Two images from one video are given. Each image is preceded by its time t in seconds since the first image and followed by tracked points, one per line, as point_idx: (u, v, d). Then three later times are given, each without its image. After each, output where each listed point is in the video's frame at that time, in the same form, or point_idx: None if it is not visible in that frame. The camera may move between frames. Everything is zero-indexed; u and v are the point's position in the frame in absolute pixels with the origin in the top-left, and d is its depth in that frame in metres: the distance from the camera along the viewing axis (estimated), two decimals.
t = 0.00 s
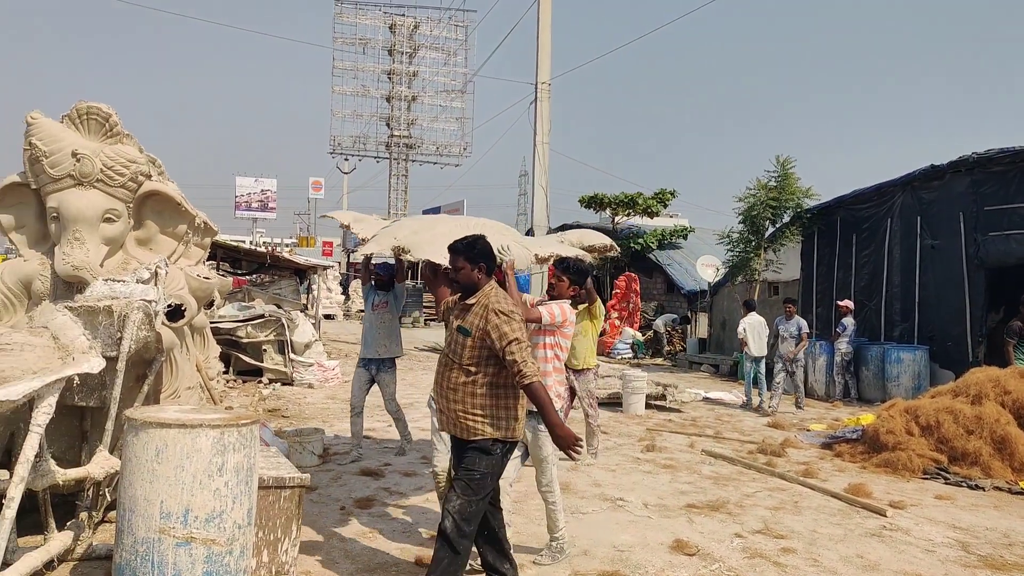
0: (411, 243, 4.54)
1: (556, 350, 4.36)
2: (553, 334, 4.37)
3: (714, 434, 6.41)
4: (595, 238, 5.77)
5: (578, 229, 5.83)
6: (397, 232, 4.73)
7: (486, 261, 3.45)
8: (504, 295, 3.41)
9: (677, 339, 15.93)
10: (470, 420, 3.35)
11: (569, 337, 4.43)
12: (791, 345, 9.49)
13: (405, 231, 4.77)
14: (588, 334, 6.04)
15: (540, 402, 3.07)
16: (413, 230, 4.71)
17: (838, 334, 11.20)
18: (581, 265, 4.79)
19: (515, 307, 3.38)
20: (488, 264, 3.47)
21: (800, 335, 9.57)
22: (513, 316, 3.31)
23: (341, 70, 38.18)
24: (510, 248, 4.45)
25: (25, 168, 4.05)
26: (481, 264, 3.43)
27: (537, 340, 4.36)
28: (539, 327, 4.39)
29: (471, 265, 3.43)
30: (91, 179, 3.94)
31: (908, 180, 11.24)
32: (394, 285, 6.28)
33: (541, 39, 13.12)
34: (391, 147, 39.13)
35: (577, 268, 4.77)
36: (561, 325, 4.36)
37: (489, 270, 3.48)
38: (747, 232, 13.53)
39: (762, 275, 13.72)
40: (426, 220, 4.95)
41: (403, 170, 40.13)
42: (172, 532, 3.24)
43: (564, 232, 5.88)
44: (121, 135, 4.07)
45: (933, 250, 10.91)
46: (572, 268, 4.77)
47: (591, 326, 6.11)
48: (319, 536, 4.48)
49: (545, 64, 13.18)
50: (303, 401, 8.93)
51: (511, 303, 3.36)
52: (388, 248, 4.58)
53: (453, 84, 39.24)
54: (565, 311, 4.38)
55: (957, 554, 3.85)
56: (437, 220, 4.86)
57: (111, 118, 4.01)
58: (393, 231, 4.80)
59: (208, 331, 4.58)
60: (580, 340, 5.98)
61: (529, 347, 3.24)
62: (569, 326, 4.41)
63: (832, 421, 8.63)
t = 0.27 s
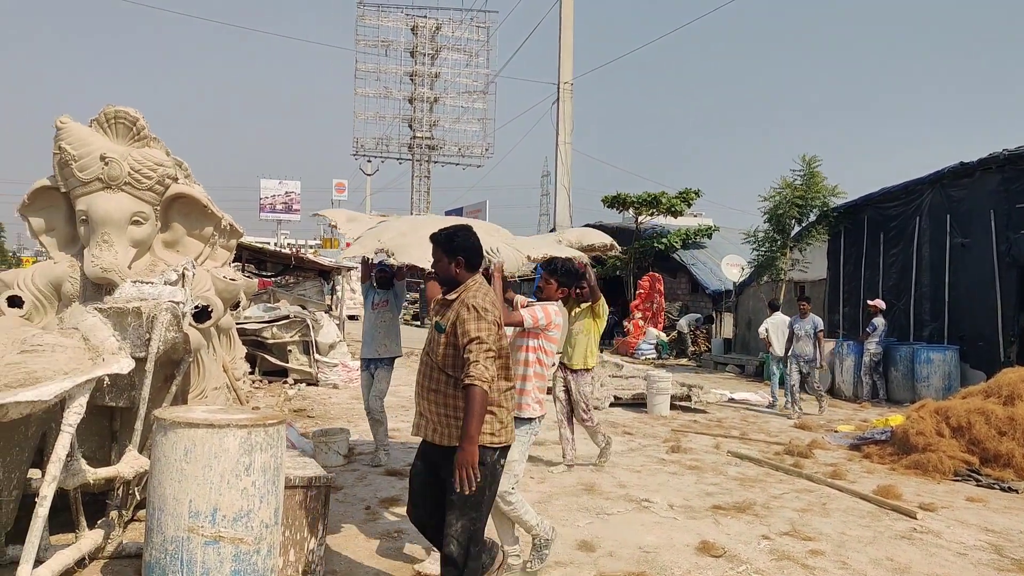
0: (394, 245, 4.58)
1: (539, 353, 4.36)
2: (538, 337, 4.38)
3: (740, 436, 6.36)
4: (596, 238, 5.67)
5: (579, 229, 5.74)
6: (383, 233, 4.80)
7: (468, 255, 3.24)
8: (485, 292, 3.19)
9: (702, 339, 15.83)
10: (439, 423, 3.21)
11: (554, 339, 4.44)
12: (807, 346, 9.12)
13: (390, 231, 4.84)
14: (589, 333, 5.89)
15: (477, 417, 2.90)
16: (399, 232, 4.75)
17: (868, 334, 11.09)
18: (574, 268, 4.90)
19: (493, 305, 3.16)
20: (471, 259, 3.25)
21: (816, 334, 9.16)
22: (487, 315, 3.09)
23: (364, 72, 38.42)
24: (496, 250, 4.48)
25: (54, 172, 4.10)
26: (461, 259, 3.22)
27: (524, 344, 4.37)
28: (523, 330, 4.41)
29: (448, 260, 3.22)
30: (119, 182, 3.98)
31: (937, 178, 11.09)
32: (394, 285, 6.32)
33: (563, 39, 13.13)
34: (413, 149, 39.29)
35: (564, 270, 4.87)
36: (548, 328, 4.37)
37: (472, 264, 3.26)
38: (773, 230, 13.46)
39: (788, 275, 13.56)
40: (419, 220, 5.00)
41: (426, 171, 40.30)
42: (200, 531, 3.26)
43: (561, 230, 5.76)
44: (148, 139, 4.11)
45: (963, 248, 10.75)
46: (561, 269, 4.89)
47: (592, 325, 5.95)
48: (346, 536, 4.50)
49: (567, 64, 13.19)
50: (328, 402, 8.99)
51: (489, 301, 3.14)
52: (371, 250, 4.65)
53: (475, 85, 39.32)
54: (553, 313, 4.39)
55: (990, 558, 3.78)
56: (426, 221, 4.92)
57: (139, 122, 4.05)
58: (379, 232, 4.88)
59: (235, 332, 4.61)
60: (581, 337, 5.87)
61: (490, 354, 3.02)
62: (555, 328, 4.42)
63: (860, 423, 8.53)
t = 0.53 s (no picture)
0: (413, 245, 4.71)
1: (545, 353, 4.18)
2: (546, 337, 4.21)
3: (801, 433, 6.22)
4: (622, 229, 6.23)
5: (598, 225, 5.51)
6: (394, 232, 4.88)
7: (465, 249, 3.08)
8: (477, 287, 3.01)
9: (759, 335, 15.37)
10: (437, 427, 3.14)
11: (563, 339, 4.22)
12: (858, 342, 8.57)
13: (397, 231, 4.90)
14: (623, 329, 5.06)
15: (388, 357, 2.66)
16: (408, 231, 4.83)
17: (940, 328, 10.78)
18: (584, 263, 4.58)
19: (479, 296, 2.97)
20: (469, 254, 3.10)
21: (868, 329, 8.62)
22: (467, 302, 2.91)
23: (414, 72, 38.81)
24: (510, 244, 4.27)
25: (119, 175, 4.21)
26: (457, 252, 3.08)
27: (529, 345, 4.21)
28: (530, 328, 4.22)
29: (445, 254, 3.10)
30: (180, 184, 4.07)
31: (1007, 166, 10.71)
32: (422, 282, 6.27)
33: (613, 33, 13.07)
34: (463, 147, 39.55)
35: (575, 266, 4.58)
36: (554, 328, 4.20)
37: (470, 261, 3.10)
38: (833, 223, 13.21)
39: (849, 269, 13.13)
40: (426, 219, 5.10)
41: (475, 169, 40.55)
42: (265, 524, 3.32)
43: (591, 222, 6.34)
44: (208, 141, 4.19)
45: None
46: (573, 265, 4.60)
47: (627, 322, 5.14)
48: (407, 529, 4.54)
49: (618, 58, 13.15)
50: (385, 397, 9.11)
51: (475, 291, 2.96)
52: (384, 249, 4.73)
53: (525, 82, 39.36)
54: (560, 313, 4.22)
55: None
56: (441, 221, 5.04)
57: (199, 125, 4.13)
58: (393, 231, 4.97)
59: (293, 329, 4.67)
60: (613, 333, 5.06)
61: (454, 329, 2.82)
62: (563, 329, 4.22)
63: (925, 421, 8.27)
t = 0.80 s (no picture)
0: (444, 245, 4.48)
1: (570, 349, 3.60)
2: (572, 331, 3.60)
3: (869, 432, 6.05)
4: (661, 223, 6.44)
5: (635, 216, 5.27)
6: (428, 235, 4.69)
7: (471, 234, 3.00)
8: (482, 275, 2.91)
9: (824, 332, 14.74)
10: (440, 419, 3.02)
11: (590, 334, 3.60)
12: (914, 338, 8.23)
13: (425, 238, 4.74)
14: (665, 322, 4.83)
15: (433, 382, 2.58)
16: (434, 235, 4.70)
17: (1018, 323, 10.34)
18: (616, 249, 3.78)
19: (486, 284, 2.87)
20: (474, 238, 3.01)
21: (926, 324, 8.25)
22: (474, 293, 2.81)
23: (471, 66, 38.99)
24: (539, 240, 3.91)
25: (185, 170, 4.30)
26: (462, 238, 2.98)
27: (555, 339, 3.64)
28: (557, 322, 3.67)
29: (449, 239, 2.99)
30: (245, 180, 4.14)
31: None
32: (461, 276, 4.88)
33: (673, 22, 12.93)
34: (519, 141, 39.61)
35: (606, 251, 3.77)
36: (580, 320, 3.58)
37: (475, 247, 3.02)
38: (903, 216, 12.43)
39: (921, 262, 12.35)
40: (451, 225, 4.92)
41: (532, 163, 40.60)
42: (329, 513, 3.37)
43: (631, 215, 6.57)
44: (271, 136, 4.26)
45: None
46: (602, 252, 3.76)
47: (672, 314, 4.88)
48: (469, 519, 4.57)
49: (678, 47, 13.02)
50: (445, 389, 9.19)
51: (481, 279, 2.86)
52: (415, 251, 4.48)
53: (582, 74, 39.18)
54: (586, 303, 3.59)
55: None
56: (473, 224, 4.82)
57: (262, 121, 4.19)
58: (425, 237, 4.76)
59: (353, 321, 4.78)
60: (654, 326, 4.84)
61: (477, 329, 2.73)
62: (591, 322, 3.60)
63: (1002, 420, 7.95)
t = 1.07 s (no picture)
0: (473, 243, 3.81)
1: (596, 349, 3.33)
2: (601, 329, 3.33)
3: (942, 436, 5.85)
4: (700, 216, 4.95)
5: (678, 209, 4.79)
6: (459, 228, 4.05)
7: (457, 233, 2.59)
8: (466, 281, 2.52)
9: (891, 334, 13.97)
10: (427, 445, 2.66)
11: (617, 334, 3.33)
12: (967, 341, 7.81)
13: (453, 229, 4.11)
14: (704, 321, 4.72)
15: (435, 424, 2.32)
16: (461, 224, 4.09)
17: None
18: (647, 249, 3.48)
19: (470, 294, 2.48)
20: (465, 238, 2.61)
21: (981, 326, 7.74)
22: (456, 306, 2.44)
23: (529, 63, 39.13)
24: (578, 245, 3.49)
25: (250, 170, 4.40)
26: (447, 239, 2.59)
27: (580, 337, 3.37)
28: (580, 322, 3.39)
29: (436, 242, 2.61)
30: (308, 179, 4.22)
31: None
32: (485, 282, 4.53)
33: (736, 16, 12.74)
34: (577, 138, 39.64)
35: (638, 250, 3.48)
36: (608, 319, 3.31)
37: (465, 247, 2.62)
38: (977, 213, 11.88)
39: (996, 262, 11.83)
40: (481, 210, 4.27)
41: (590, 160, 40.58)
42: (390, 508, 3.39)
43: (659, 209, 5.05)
44: (333, 136, 4.34)
45: None
46: (635, 250, 3.48)
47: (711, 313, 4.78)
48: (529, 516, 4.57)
49: (741, 41, 12.82)
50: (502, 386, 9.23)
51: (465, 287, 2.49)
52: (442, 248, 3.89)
53: (641, 70, 38.95)
54: (614, 301, 3.33)
55: None
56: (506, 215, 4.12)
57: (324, 121, 4.27)
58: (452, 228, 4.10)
59: (412, 317, 4.85)
60: (695, 326, 4.73)
61: (460, 351, 2.40)
62: (621, 320, 3.34)
63: None
